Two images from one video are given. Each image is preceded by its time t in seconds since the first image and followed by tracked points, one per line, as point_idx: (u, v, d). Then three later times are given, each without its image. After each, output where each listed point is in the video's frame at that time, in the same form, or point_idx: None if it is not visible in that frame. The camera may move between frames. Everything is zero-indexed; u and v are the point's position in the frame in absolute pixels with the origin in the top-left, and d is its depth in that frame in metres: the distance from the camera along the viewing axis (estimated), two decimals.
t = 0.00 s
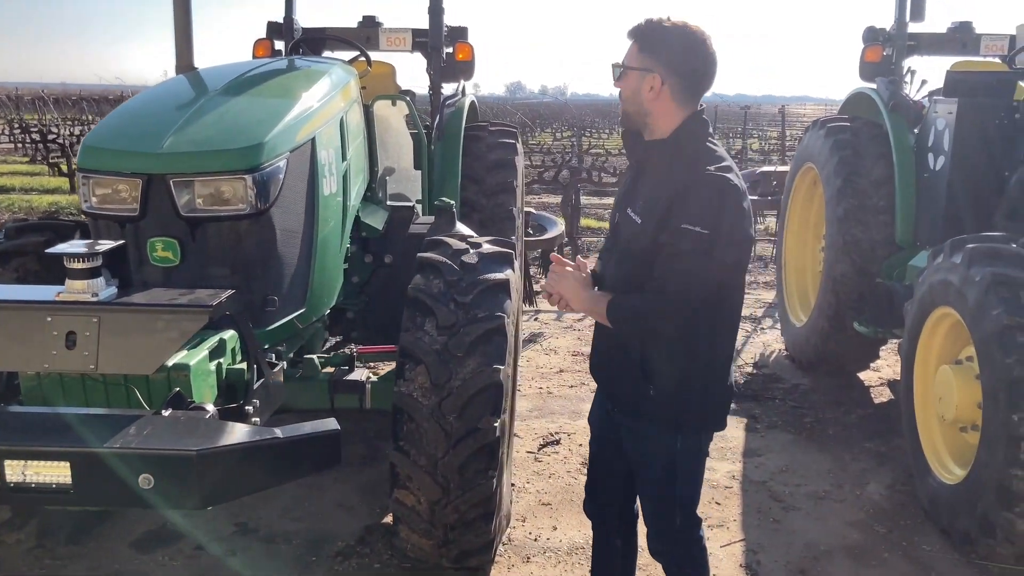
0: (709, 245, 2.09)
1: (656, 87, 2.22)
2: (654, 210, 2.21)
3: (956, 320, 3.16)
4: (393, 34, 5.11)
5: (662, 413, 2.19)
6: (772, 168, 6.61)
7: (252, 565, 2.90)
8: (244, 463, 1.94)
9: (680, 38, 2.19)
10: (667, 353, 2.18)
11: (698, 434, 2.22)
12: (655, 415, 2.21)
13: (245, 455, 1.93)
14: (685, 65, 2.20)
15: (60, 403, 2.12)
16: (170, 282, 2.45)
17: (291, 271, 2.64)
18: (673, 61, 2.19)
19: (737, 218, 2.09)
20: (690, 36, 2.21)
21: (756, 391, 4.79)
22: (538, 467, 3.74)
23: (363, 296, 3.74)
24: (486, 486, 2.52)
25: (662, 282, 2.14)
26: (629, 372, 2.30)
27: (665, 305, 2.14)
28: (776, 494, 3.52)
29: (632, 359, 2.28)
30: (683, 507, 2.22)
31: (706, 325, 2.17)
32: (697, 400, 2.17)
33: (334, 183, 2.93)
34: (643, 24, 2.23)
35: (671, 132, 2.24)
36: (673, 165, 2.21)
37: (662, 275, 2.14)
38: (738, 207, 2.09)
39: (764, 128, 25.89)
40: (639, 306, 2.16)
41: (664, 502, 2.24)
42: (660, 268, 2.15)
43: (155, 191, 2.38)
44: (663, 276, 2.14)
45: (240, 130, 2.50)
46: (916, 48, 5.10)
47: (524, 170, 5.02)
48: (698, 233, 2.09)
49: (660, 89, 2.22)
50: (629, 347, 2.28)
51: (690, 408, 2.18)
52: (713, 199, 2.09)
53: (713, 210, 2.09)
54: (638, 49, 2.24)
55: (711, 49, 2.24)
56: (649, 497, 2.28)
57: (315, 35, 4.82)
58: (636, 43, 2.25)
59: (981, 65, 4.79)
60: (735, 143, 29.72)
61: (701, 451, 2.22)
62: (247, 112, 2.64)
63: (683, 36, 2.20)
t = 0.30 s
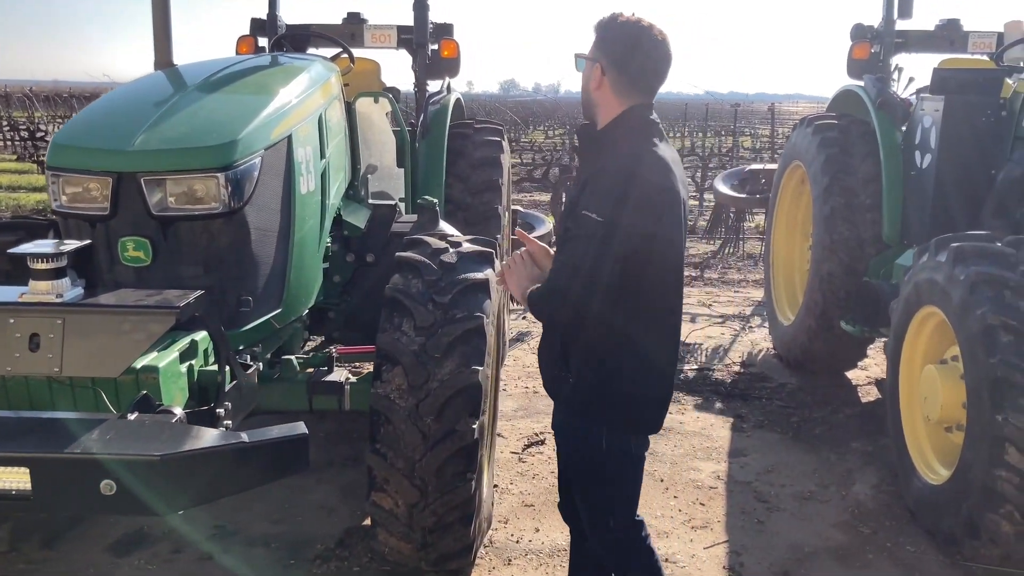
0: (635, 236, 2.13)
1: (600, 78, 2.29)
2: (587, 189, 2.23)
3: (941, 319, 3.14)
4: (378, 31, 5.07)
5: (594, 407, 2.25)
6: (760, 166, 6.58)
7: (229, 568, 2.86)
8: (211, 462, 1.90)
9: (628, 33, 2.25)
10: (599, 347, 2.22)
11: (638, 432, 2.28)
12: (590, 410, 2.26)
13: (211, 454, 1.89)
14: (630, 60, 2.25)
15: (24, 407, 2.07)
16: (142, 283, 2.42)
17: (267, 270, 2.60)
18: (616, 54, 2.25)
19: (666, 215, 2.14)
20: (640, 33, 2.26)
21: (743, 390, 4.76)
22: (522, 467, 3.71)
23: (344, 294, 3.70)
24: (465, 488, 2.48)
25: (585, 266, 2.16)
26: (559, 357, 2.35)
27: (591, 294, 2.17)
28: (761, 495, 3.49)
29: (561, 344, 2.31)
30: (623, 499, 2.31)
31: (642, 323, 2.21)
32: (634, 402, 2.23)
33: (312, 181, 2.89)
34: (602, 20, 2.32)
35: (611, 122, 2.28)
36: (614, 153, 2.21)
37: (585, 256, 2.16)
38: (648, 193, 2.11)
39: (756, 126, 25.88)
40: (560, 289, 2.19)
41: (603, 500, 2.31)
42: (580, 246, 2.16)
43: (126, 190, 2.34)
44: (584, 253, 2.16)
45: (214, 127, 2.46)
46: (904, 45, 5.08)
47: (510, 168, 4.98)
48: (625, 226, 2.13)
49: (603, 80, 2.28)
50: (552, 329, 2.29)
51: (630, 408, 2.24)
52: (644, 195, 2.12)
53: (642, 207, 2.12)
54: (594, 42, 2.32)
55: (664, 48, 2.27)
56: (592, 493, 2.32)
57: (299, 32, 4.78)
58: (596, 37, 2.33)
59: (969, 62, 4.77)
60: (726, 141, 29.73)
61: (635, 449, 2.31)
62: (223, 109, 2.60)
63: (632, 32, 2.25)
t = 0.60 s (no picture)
0: (603, 231, 2.12)
1: (569, 74, 2.23)
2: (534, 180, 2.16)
3: (931, 320, 3.09)
4: (363, 27, 4.99)
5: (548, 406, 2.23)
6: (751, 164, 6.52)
7: None
8: (169, 477, 1.83)
9: (600, 31, 2.19)
10: (564, 341, 2.19)
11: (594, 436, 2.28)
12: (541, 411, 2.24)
13: (170, 468, 1.83)
14: (600, 58, 2.19)
15: None
16: (111, 286, 2.35)
17: (240, 272, 2.53)
18: (586, 50, 2.20)
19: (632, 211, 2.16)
20: (613, 31, 2.20)
21: (732, 391, 4.71)
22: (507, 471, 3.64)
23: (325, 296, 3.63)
24: (443, 496, 2.42)
25: (546, 260, 2.10)
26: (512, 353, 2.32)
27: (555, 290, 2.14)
28: (749, 499, 3.43)
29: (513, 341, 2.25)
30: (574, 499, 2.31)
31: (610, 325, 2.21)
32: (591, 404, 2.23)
33: (288, 180, 2.82)
34: (576, 14, 2.26)
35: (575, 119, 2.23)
36: (576, 145, 2.16)
37: (544, 249, 2.09)
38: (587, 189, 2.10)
39: (749, 124, 25.86)
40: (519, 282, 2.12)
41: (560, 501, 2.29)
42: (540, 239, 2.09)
43: (93, 191, 2.27)
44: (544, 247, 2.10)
45: (184, 125, 2.39)
46: (895, 42, 5.02)
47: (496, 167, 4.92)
48: (594, 221, 2.10)
49: (571, 76, 2.22)
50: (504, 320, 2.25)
51: (591, 407, 2.23)
52: (613, 193, 2.12)
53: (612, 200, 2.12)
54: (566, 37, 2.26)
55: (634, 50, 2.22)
56: (557, 496, 2.29)
57: (281, 27, 4.70)
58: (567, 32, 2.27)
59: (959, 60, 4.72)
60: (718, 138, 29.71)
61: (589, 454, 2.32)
62: (194, 106, 2.53)
63: (605, 30, 2.20)
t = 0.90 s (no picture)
0: (599, 237, 2.09)
1: (546, 71, 2.18)
2: (519, 185, 2.06)
3: (922, 323, 3.02)
4: (346, 23, 4.90)
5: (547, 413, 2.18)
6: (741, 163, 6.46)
7: None
8: (127, 493, 1.75)
9: (578, 26, 2.13)
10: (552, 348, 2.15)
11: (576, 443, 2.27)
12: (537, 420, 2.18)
13: (127, 484, 1.75)
14: (578, 54, 2.14)
15: None
16: (74, 290, 2.27)
17: (209, 275, 2.45)
18: (563, 46, 2.14)
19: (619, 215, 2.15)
20: (592, 26, 2.14)
21: (721, 393, 4.64)
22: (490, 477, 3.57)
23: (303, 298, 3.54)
24: (419, 506, 2.35)
25: (550, 268, 2.03)
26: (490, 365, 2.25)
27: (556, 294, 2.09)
28: (737, 505, 3.36)
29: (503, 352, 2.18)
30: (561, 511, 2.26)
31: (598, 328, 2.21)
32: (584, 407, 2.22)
33: (262, 180, 2.74)
34: (556, 7, 2.20)
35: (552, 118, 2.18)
36: (563, 147, 2.09)
37: (547, 258, 2.01)
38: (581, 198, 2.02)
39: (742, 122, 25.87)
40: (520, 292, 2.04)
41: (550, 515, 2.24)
42: (541, 249, 2.00)
43: (53, 191, 2.18)
44: (545, 258, 2.01)
45: (149, 123, 2.30)
46: (886, 39, 4.95)
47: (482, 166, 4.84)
48: (587, 226, 2.05)
49: (547, 72, 2.18)
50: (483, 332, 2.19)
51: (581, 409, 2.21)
52: (604, 197, 2.08)
53: (605, 204, 2.08)
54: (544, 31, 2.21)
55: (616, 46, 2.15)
56: (537, 507, 2.22)
57: (263, 24, 4.61)
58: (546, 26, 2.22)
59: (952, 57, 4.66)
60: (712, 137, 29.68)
61: (572, 463, 2.31)
62: (160, 104, 2.44)
63: (583, 25, 2.14)
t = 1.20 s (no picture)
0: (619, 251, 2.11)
1: (537, 72, 2.15)
2: (537, 202, 2.03)
3: (913, 327, 2.96)
4: (331, 22, 4.83)
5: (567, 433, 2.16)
6: (732, 163, 6.40)
7: None
8: (82, 511, 1.68)
9: (569, 26, 2.10)
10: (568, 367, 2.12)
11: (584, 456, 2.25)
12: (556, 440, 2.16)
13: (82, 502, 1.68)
14: (570, 55, 2.11)
15: None
16: (37, 296, 2.20)
17: (179, 281, 2.37)
18: (556, 47, 2.11)
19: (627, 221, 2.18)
20: (582, 24, 2.11)
21: (711, 397, 4.58)
22: (475, 484, 3.51)
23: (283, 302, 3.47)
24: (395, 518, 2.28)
25: (578, 284, 2.04)
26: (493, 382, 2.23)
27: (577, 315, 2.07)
28: (725, 512, 3.30)
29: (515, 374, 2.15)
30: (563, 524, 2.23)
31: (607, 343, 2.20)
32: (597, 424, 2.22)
33: (236, 182, 2.67)
34: (543, 2, 2.16)
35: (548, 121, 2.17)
36: (576, 160, 2.07)
37: (576, 274, 2.02)
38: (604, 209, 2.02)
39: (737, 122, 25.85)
40: (542, 309, 2.03)
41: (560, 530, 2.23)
42: (570, 266, 2.01)
43: (14, 194, 2.11)
44: (573, 274, 2.02)
45: (116, 124, 2.23)
46: (878, 38, 4.90)
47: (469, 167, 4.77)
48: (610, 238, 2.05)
49: (539, 74, 2.15)
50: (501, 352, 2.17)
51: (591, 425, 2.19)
52: (617, 206, 2.10)
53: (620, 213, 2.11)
54: (531, 28, 2.16)
55: (607, 43, 2.12)
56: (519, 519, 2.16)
57: (245, 22, 4.53)
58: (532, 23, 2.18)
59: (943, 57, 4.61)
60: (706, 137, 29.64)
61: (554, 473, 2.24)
62: (128, 104, 2.37)
63: (573, 23, 2.10)
